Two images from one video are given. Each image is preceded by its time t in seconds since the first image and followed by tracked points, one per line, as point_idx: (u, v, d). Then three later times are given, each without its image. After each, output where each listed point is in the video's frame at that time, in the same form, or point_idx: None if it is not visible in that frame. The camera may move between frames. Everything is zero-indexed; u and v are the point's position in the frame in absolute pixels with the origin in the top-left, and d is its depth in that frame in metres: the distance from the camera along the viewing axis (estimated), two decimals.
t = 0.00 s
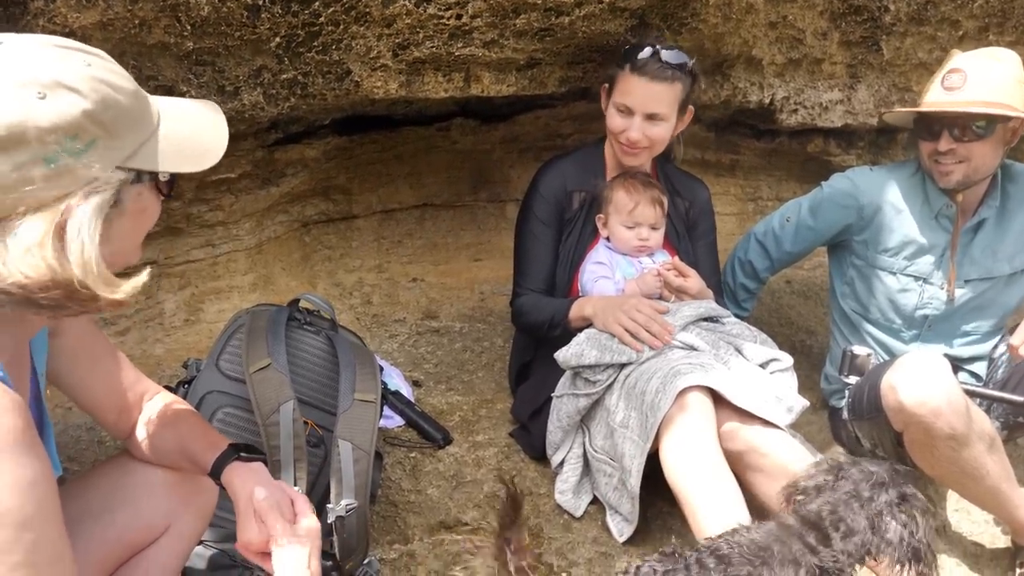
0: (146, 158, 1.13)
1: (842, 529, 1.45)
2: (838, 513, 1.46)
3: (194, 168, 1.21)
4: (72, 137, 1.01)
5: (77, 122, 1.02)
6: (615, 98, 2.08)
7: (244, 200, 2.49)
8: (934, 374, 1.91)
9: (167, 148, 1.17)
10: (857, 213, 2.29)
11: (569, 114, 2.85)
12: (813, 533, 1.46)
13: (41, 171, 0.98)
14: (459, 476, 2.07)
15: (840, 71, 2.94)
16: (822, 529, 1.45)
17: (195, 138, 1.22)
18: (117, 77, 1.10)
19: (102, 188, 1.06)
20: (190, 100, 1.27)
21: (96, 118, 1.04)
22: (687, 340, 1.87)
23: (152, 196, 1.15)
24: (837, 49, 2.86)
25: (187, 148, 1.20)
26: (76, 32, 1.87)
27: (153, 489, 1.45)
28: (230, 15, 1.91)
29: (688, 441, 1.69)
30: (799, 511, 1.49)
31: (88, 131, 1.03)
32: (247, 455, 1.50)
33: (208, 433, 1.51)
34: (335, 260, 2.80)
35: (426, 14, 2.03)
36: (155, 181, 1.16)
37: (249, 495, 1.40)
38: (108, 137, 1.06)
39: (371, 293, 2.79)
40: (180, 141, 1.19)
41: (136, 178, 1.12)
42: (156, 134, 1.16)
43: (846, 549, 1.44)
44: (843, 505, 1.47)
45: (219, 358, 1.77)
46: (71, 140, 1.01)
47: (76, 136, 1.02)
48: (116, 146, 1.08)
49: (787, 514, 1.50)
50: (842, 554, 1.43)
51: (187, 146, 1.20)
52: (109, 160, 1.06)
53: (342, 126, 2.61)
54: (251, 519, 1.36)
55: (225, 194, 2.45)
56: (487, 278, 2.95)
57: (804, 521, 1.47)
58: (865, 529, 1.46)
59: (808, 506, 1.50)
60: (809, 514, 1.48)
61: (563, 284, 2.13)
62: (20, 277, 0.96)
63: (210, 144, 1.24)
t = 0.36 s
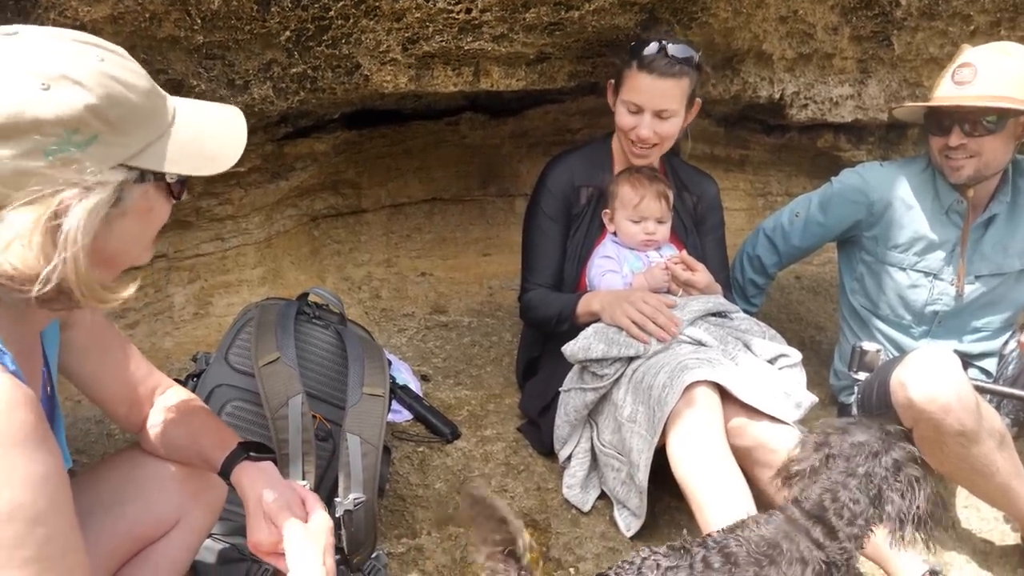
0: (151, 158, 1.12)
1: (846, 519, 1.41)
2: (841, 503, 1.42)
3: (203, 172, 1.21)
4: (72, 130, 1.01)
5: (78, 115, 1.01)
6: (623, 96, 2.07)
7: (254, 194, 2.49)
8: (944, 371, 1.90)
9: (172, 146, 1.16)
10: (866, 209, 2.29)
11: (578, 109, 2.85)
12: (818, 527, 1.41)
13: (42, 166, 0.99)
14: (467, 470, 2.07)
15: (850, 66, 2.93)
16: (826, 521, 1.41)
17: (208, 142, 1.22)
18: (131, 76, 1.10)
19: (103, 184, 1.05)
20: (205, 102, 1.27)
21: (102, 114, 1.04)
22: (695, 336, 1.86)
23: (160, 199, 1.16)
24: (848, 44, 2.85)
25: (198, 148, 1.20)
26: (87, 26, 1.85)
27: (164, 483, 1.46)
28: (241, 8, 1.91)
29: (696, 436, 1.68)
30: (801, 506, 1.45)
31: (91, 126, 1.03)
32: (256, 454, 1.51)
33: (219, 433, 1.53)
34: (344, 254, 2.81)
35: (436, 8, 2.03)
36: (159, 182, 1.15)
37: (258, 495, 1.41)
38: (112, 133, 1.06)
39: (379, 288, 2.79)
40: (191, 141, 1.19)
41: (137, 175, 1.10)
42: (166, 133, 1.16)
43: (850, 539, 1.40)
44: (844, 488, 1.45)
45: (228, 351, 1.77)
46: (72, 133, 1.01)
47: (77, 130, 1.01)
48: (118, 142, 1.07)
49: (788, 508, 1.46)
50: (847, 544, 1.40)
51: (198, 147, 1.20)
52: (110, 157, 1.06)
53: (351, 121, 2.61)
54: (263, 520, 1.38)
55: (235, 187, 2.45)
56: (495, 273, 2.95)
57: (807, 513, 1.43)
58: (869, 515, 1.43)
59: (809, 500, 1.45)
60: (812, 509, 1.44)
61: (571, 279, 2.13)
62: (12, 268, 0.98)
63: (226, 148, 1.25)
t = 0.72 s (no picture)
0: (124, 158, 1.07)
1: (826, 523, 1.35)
2: (819, 506, 1.35)
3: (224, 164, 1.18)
4: (29, 132, 0.98)
5: (32, 116, 0.98)
6: (644, 98, 2.05)
7: (259, 193, 2.49)
8: (948, 372, 1.86)
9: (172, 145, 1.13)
10: (871, 211, 2.29)
11: (583, 109, 2.85)
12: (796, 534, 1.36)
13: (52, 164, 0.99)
14: (471, 470, 2.07)
15: (856, 67, 2.93)
16: (803, 526, 1.36)
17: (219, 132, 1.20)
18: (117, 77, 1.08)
19: (73, 175, 1.02)
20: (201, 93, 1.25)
21: (63, 114, 1.01)
22: (699, 336, 1.86)
23: (150, 202, 1.14)
24: (853, 45, 2.85)
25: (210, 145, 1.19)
26: (94, 24, 1.85)
27: (171, 479, 1.46)
28: (247, 8, 1.91)
29: (700, 435, 1.68)
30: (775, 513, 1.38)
31: (48, 126, 0.99)
32: (260, 450, 1.49)
33: (225, 427, 1.53)
34: (349, 254, 2.81)
35: (442, 7, 2.03)
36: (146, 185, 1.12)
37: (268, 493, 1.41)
38: (77, 136, 1.02)
39: (384, 287, 2.80)
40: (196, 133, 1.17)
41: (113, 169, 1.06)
42: (145, 131, 1.11)
43: (830, 538, 1.36)
44: (817, 485, 1.37)
45: (234, 350, 1.78)
46: (27, 135, 0.98)
47: (34, 130, 0.98)
48: (82, 143, 1.03)
49: (761, 515, 1.40)
50: (827, 545, 1.35)
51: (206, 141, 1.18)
52: (72, 156, 1.02)
53: (356, 120, 2.61)
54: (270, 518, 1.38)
55: (240, 186, 2.45)
56: (499, 273, 2.95)
57: (782, 521, 1.37)
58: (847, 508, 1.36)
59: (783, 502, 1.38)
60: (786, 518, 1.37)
61: (575, 279, 2.13)
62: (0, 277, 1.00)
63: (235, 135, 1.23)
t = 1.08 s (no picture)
0: (113, 163, 1.06)
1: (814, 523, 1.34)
2: (808, 509, 1.35)
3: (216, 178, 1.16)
4: (17, 122, 0.99)
5: (21, 108, 0.98)
6: (648, 98, 2.07)
7: (259, 192, 2.49)
8: (948, 370, 1.87)
9: (170, 154, 1.13)
10: (870, 211, 2.28)
11: (583, 109, 2.85)
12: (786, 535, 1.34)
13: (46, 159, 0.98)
14: (471, 469, 2.07)
15: (855, 68, 2.94)
16: (792, 530, 1.34)
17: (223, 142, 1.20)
18: (120, 83, 1.07)
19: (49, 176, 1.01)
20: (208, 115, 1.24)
21: (53, 108, 1.00)
22: (699, 335, 1.85)
23: (132, 211, 1.11)
24: (853, 45, 2.86)
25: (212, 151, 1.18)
26: (93, 22, 1.84)
27: (171, 478, 1.46)
28: (247, 7, 1.91)
29: (700, 436, 1.68)
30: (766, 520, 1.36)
31: (36, 119, 1.00)
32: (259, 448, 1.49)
33: (224, 426, 1.53)
34: (349, 253, 2.81)
35: (442, 7, 2.03)
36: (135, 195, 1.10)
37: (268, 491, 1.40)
38: (66, 133, 1.02)
39: (384, 287, 2.80)
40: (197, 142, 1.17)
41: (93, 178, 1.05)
42: (140, 139, 1.10)
43: (819, 542, 1.34)
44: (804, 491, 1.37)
45: (233, 349, 1.78)
46: (14, 125, 0.99)
47: (22, 122, 0.99)
48: (69, 141, 1.03)
49: (748, 522, 1.39)
50: (815, 548, 1.33)
51: (203, 157, 1.17)
52: (57, 153, 1.02)
53: (356, 119, 2.61)
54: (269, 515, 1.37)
55: (240, 185, 2.45)
56: (499, 273, 2.95)
57: (771, 526, 1.36)
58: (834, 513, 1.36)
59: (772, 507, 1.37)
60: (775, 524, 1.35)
61: (575, 279, 2.13)
62: None
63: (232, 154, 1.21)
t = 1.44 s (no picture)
0: (115, 163, 1.06)
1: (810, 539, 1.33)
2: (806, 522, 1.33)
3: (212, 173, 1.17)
4: (19, 125, 0.98)
5: (24, 110, 0.98)
6: (639, 100, 2.06)
7: (249, 195, 2.47)
8: (938, 375, 1.86)
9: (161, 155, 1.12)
10: (862, 215, 2.27)
11: (575, 113, 2.84)
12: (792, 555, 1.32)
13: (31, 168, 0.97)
14: (462, 475, 2.05)
15: (847, 72, 2.94)
16: (797, 547, 1.32)
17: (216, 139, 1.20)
18: (115, 81, 1.07)
19: (51, 182, 1.00)
20: (202, 113, 1.24)
21: (55, 109, 1.00)
22: (692, 340, 1.84)
23: (132, 211, 1.11)
24: (845, 50, 2.86)
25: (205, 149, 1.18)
26: (80, 22, 1.82)
27: (157, 486, 1.44)
28: (236, 8, 1.89)
29: (694, 442, 1.67)
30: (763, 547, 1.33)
31: (39, 121, 0.99)
32: (245, 454, 1.47)
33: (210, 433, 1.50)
34: (339, 256, 2.79)
35: (434, 10, 2.02)
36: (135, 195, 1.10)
37: (254, 499, 1.38)
38: (68, 133, 1.01)
39: (374, 291, 2.78)
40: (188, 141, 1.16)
41: (97, 180, 1.04)
42: (141, 138, 1.10)
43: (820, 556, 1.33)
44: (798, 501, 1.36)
45: (221, 353, 1.75)
46: (17, 128, 0.98)
47: (24, 124, 0.98)
48: (72, 142, 1.02)
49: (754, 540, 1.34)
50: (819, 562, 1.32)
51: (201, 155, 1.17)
52: (60, 154, 1.01)
53: (347, 123, 2.59)
54: (258, 523, 1.35)
55: (230, 188, 2.43)
56: (490, 276, 2.94)
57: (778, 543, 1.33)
58: (828, 525, 1.35)
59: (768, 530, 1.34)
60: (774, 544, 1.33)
61: (567, 283, 2.12)
62: None
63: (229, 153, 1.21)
